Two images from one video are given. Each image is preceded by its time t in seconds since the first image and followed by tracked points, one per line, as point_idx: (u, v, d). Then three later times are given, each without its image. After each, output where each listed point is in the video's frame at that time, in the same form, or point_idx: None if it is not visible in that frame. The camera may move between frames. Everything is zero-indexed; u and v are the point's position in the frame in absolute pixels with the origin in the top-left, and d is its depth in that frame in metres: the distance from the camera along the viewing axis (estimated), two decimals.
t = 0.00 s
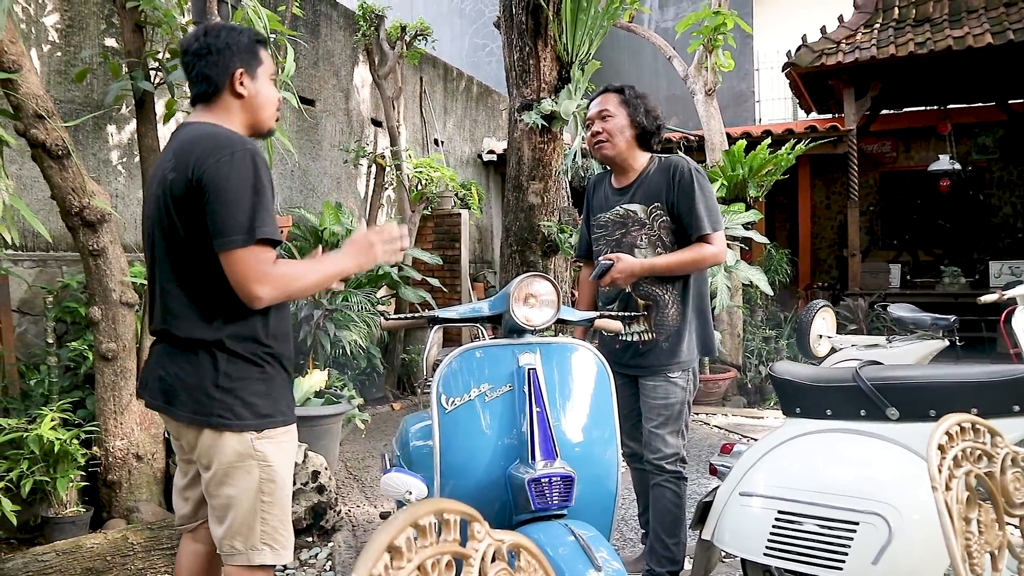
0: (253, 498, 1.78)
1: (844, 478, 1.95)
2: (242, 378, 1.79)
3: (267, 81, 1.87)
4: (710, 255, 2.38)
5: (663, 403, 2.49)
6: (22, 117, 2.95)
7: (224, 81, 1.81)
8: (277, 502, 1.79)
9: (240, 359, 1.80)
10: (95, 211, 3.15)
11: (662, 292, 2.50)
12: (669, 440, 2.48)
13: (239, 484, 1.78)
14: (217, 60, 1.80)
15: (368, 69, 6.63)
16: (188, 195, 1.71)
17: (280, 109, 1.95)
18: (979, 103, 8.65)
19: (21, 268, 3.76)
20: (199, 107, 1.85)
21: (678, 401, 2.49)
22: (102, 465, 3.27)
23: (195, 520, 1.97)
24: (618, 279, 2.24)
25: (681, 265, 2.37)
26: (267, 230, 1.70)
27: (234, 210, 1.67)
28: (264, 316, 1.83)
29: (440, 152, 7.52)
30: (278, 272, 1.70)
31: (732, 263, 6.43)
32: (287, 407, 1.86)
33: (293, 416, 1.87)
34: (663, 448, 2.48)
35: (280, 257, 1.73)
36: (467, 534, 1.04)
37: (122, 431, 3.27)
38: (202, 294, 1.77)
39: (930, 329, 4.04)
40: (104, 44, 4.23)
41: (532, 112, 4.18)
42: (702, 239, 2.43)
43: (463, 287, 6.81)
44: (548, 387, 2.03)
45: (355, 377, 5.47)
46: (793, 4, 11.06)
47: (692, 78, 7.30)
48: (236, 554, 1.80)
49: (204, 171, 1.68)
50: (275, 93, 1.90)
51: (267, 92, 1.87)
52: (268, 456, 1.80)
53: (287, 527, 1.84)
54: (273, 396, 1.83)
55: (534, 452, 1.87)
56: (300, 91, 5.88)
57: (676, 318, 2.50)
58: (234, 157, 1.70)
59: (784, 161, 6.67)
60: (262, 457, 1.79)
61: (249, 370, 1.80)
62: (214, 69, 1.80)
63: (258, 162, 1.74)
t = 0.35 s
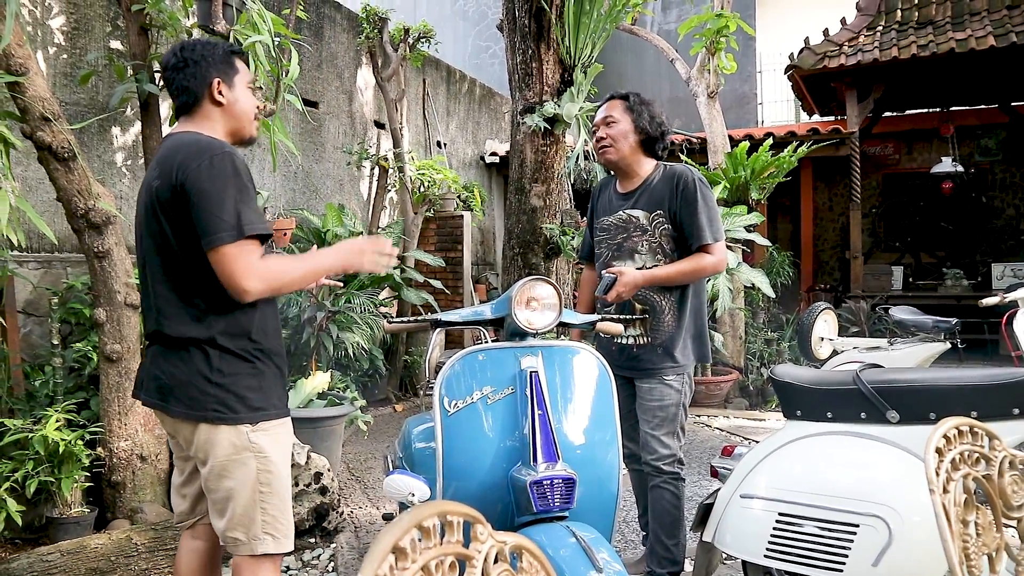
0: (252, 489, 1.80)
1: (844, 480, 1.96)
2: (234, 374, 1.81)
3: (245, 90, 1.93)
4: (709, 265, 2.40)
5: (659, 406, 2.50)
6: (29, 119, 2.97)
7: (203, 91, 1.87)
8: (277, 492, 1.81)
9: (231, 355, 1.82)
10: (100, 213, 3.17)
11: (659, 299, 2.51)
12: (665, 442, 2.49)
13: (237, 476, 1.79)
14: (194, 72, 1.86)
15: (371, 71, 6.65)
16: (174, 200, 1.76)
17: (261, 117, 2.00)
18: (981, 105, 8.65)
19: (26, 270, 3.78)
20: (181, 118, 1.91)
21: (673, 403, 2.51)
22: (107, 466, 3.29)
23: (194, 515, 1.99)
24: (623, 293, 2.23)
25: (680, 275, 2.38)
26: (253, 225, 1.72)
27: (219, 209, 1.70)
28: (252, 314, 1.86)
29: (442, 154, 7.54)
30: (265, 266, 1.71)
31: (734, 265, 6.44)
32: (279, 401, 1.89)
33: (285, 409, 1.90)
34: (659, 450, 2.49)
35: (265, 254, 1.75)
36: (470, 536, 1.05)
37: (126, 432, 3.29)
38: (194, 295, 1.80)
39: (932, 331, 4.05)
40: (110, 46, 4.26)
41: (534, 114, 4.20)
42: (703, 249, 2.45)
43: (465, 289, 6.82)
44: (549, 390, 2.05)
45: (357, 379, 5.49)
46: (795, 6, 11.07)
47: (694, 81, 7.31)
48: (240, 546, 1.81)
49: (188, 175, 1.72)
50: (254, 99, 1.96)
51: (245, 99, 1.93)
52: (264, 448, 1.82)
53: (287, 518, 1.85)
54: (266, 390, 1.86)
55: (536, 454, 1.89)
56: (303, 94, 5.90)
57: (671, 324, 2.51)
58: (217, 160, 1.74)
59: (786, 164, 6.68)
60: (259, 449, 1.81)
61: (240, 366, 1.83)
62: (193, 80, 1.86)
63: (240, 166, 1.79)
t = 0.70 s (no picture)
0: (250, 489, 1.80)
1: (843, 486, 1.97)
2: (233, 376, 1.82)
3: (240, 100, 1.94)
4: (716, 270, 2.43)
5: (664, 410, 2.51)
6: (30, 125, 2.97)
7: (199, 100, 1.87)
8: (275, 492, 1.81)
9: (228, 357, 1.83)
10: (101, 217, 3.18)
11: (667, 303, 2.52)
12: (670, 445, 2.50)
13: (237, 477, 1.80)
14: (191, 82, 1.87)
15: (371, 76, 6.67)
16: (164, 208, 1.77)
17: (255, 127, 2.01)
18: (979, 111, 8.68)
19: (26, 274, 3.78)
20: (177, 127, 1.91)
21: (678, 407, 2.52)
22: (106, 471, 3.29)
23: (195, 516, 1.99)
24: (637, 298, 2.24)
25: (688, 282, 2.40)
26: (243, 228, 1.72)
27: (205, 214, 1.70)
28: (246, 316, 1.86)
29: (441, 159, 7.55)
30: (259, 262, 1.72)
31: (733, 270, 6.45)
32: (277, 402, 1.89)
33: (284, 411, 1.91)
34: (665, 453, 2.50)
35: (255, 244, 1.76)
36: (473, 541, 1.06)
37: (125, 436, 3.29)
38: (187, 297, 1.81)
39: (930, 336, 4.06)
40: (110, 51, 4.27)
41: (534, 120, 4.21)
42: (707, 254, 2.47)
43: (464, 294, 6.82)
44: (549, 396, 2.05)
45: (357, 384, 5.48)
46: (793, 12, 11.11)
47: (693, 86, 7.34)
48: (241, 545, 1.82)
49: (176, 182, 1.74)
50: (249, 111, 1.97)
51: (240, 110, 1.94)
52: (263, 449, 1.83)
53: (287, 517, 1.85)
54: (264, 392, 1.86)
55: (536, 460, 1.90)
56: (303, 99, 5.91)
57: (678, 330, 2.52)
58: (204, 167, 1.75)
59: (784, 169, 6.69)
60: (257, 450, 1.82)
61: (238, 368, 1.84)
62: (189, 89, 1.87)
63: (230, 172, 1.79)
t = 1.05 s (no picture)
0: (254, 493, 1.80)
1: (847, 482, 1.96)
2: (235, 380, 1.82)
3: (235, 105, 1.94)
4: (718, 267, 2.43)
5: (668, 409, 2.50)
6: (30, 134, 2.98)
7: (193, 107, 1.88)
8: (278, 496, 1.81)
9: (231, 362, 1.83)
10: (102, 225, 3.18)
11: (670, 302, 2.52)
12: (675, 444, 2.49)
13: (240, 482, 1.80)
14: (185, 88, 1.88)
15: (370, 80, 6.68)
16: (162, 219, 1.77)
17: (250, 132, 2.01)
18: (979, 105, 8.66)
19: (28, 283, 3.79)
20: (172, 134, 1.92)
21: (683, 405, 2.51)
22: (111, 478, 3.30)
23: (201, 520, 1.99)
24: (643, 297, 2.23)
25: (692, 279, 2.39)
26: (241, 233, 1.72)
27: (203, 223, 1.71)
28: (248, 320, 1.86)
29: (442, 162, 7.56)
30: (271, 261, 1.72)
31: (735, 269, 6.44)
32: (281, 407, 1.89)
33: (287, 415, 1.90)
34: (670, 452, 2.49)
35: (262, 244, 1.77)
36: (474, 543, 1.07)
37: (129, 443, 3.29)
38: (191, 305, 1.82)
39: (934, 332, 4.04)
40: (109, 60, 4.28)
41: (533, 121, 4.21)
42: (709, 252, 2.48)
43: (467, 296, 6.82)
44: (551, 396, 2.05)
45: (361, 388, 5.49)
46: (792, 9, 11.10)
47: (692, 85, 7.33)
48: (245, 549, 1.81)
49: (172, 192, 1.74)
50: (244, 115, 1.97)
51: (236, 115, 1.94)
52: (265, 454, 1.83)
53: (291, 522, 1.86)
54: (267, 396, 1.86)
55: (540, 461, 1.89)
56: (303, 104, 5.93)
57: (681, 328, 2.52)
58: (199, 176, 1.75)
59: (785, 166, 6.68)
60: (259, 454, 1.82)
61: (241, 373, 1.84)
62: (183, 95, 1.87)
63: (226, 179, 1.79)
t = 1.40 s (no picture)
0: (260, 497, 1.81)
1: (851, 479, 1.96)
2: (240, 385, 1.83)
3: (235, 111, 1.95)
4: (716, 266, 2.43)
5: (670, 409, 2.50)
6: (32, 144, 3.00)
7: (194, 115, 1.88)
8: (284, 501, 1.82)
9: (236, 367, 1.84)
10: (104, 233, 3.19)
11: (670, 302, 2.52)
12: (678, 444, 2.49)
13: (246, 488, 1.80)
14: (186, 97, 1.88)
15: (370, 84, 6.69)
16: (169, 224, 1.78)
17: (252, 137, 2.02)
18: (980, 100, 8.64)
19: (32, 292, 3.81)
20: (175, 142, 1.92)
21: (684, 405, 2.51)
22: (117, 485, 3.31)
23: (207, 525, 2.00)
24: (637, 297, 2.24)
25: (690, 279, 2.39)
26: (246, 241, 1.73)
27: (210, 229, 1.72)
28: (252, 326, 1.87)
29: (443, 165, 7.56)
30: (279, 266, 1.75)
31: (737, 267, 6.44)
32: (287, 410, 1.89)
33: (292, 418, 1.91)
34: (673, 452, 2.49)
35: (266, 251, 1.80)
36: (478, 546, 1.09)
37: (134, 450, 3.30)
38: (196, 310, 1.82)
39: (937, 328, 4.03)
40: (110, 68, 4.30)
41: (533, 123, 4.21)
42: (708, 251, 2.47)
43: (470, 298, 6.83)
44: (554, 398, 2.05)
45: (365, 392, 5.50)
46: (791, 7, 11.10)
47: (692, 84, 7.33)
48: (251, 554, 1.82)
49: (181, 199, 1.74)
50: (245, 122, 1.97)
51: (237, 122, 1.94)
52: (271, 458, 1.83)
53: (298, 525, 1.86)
54: (272, 400, 1.86)
55: (543, 462, 1.89)
56: (303, 109, 5.94)
57: (682, 328, 2.52)
58: (207, 182, 1.75)
59: (786, 164, 6.67)
60: (265, 459, 1.82)
61: (246, 378, 1.84)
62: (185, 104, 1.88)
63: (232, 187, 1.80)
